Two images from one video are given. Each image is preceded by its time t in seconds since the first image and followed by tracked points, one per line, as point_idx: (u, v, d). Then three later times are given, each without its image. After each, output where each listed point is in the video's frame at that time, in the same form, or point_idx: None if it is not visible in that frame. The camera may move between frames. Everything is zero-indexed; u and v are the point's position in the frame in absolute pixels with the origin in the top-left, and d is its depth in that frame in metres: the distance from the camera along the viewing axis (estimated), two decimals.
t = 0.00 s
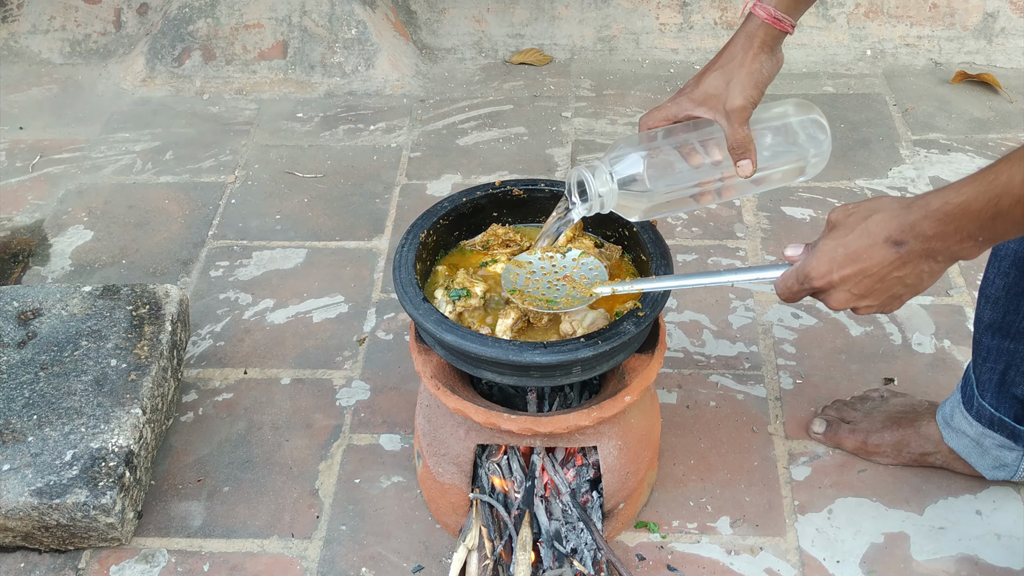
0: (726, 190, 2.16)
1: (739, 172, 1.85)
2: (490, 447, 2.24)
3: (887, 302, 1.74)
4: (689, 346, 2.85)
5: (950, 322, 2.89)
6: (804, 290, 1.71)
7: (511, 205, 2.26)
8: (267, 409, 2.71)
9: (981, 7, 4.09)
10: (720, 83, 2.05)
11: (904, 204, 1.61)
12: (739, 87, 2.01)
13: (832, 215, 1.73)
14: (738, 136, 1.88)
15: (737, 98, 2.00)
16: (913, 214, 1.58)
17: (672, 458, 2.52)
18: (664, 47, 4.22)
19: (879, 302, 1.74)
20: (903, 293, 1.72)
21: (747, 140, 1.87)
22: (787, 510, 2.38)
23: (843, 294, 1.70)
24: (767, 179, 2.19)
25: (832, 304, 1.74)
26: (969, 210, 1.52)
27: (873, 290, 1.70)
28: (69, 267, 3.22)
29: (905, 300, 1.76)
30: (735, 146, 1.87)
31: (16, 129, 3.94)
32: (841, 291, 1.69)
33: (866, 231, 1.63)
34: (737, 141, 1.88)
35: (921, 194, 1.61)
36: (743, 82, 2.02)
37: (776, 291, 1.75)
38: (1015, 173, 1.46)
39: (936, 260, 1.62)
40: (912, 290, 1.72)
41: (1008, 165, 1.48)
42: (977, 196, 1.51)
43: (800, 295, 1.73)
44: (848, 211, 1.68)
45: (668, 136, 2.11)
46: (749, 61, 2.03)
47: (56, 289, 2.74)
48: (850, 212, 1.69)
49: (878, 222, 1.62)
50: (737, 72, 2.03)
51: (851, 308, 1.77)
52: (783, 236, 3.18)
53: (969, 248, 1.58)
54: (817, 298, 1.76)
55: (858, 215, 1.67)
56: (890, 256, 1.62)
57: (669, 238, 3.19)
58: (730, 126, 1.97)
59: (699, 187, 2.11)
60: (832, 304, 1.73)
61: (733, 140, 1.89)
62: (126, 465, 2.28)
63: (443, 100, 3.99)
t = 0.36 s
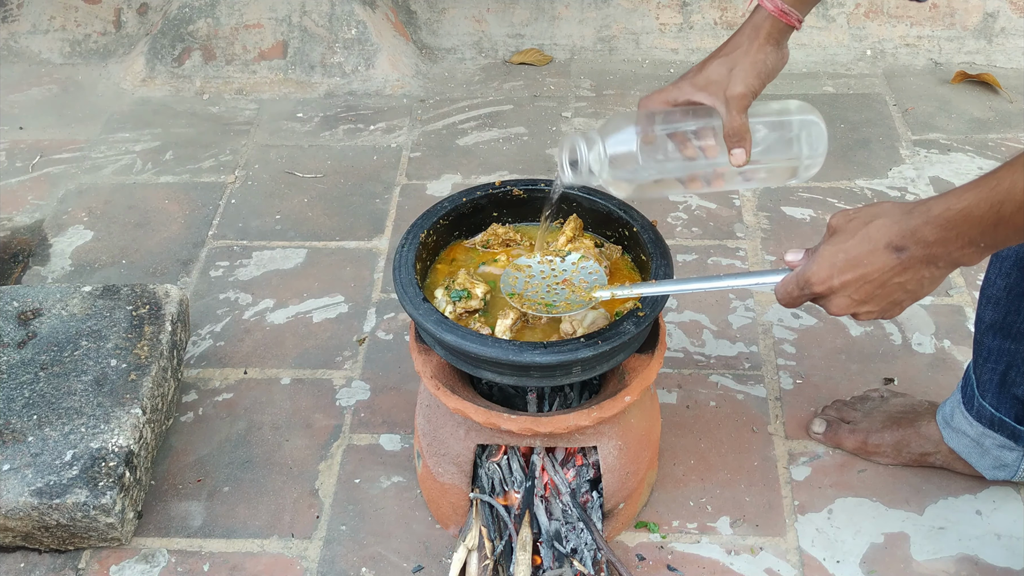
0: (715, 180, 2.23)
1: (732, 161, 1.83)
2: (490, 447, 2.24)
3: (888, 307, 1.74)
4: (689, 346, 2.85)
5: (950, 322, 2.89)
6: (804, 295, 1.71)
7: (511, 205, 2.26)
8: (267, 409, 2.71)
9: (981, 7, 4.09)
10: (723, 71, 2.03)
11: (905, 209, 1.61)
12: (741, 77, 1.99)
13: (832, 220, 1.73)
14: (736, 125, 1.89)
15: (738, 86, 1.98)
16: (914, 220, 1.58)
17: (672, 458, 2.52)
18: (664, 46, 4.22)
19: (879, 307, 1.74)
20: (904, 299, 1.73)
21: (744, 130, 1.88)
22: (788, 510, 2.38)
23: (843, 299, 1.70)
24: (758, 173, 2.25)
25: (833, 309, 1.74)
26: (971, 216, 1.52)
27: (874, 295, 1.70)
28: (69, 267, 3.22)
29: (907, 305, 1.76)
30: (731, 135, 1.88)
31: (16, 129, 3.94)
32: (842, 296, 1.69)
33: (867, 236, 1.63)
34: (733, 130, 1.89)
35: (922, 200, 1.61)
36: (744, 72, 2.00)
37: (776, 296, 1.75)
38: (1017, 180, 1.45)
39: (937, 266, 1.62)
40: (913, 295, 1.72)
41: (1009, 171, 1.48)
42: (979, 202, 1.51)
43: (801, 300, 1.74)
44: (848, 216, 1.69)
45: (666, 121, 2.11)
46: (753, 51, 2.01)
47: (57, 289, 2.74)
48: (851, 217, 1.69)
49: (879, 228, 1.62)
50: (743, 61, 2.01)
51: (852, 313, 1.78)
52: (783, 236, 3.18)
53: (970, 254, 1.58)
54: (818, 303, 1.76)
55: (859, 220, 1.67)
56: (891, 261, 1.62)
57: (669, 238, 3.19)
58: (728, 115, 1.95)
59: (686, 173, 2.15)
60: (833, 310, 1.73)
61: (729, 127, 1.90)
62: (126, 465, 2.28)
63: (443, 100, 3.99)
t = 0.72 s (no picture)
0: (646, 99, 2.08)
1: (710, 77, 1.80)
2: (490, 447, 2.24)
3: (886, 312, 1.74)
4: (689, 346, 2.85)
5: (950, 322, 2.89)
6: (802, 298, 1.70)
7: (511, 205, 2.26)
8: (267, 409, 2.72)
9: (981, 7, 4.09)
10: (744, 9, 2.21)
11: (905, 214, 1.62)
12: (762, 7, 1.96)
13: (832, 224, 1.74)
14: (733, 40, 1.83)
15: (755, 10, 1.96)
16: (914, 224, 1.59)
17: (672, 458, 2.52)
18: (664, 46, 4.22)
19: (877, 311, 1.73)
20: (902, 303, 1.73)
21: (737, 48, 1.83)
22: (788, 510, 2.38)
23: (842, 303, 1.69)
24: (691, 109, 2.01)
25: (830, 313, 1.74)
26: (971, 221, 1.52)
27: (873, 300, 1.70)
28: (69, 267, 3.22)
29: (904, 310, 1.76)
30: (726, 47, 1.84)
31: (16, 129, 3.94)
32: (840, 300, 1.69)
33: (867, 240, 1.63)
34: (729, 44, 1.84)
35: (922, 205, 1.61)
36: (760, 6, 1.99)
37: (775, 298, 1.74)
38: (1018, 186, 1.46)
39: (935, 271, 1.62)
40: (911, 300, 1.72)
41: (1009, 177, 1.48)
42: (979, 208, 1.51)
43: (798, 304, 1.73)
44: (848, 220, 1.69)
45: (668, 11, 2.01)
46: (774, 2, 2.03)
47: (57, 289, 2.74)
48: (851, 221, 1.69)
49: (879, 232, 1.62)
50: None
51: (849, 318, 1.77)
52: (783, 236, 3.18)
53: (969, 260, 1.58)
54: (816, 306, 1.75)
55: (859, 224, 1.67)
56: (890, 265, 1.62)
57: (669, 238, 3.19)
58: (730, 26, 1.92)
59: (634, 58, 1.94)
60: (831, 313, 1.72)
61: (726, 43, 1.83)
62: (126, 465, 2.28)
63: (443, 100, 3.99)
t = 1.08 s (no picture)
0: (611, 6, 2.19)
1: None
2: (490, 447, 2.24)
3: (883, 307, 1.75)
4: (689, 346, 2.85)
5: (950, 323, 2.89)
6: (800, 291, 1.70)
7: (511, 205, 2.26)
8: (267, 409, 2.71)
9: (981, 7, 4.09)
10: None
11: (904, 210, 1.61)
12: None
13: (832, 218, 1.73)
14: None
15: None
16: (913, 220, 1.58)
17: (672, 458, 2.52)
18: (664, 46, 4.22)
19: (875, 306, 1.74)
20: (899, 299, 1.73)
21: None
22: (788, 510, 2.38)
23: (839, 297, 1.70)
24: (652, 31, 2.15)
25: (828, 307, 1.74)
26: (969, 219, 1.52)
27: (870, 295, 1.70)
28: (69, 267, 3.22)
29: (901, 305, 1.76)
30: None
31: (16, 129, 3.94)
32: (837, 294, 1.69)
33: (865, 235, 1.63)
34: None
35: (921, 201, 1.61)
36: None
37: (774, 291, 1.74)
38: (1017, 185, 1.46)
39: (933, 267, 1.62)
40: (908, 295, 1.72)
41: (1009, 175, 1.48)
42: (977, 206, 1.51)
43: (796, 296, 1.73)
44: (847, 215, 1.69)
45: None
46: None
47: (57, 289, 2.74)
48: (850, 215, 1.69)
49: (877, 227, 1.62)
50: None
51: (846, 312, 1.78)
52: (783, 236, 3.18)
53: (966, 257, 1.58)
54: (813, 300, 1.75)
55: (858, 219, 1.67)
56: (888, 261, 1.62)
57: (669, 238, 3.19)
58: None
59: None
60: (828, 307, 1.73)
61: None
62: (126, 465, 2.28)
63: (443, 100, 3.99)
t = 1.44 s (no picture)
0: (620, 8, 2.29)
1: None
2: (490, 447, 2.24)
3: (888, 305, 1.74)
4: (689, 346, 2.85)
5: (950, 323, 2.89)
6: (805, 290, 1.70)
7: (511, 205, 2.26)
8: (266, 409, 2.71)
9: (981, 7, 4.09)
10: None
11: (909, 208, 1.61)
12: None
13: (836, 217, 1.73)
14: None
15: None
16: (918, 219, 1.58)
17: (672, 458, 2.52)
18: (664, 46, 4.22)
19: (879, 305, 1.74)
20: (905, 297, 1.73)
21: None
22: (788, 510, 2.38)
23: (844, 296, 1.70)
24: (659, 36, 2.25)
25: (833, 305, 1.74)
26: (975, 217, 1.52)
27: (875, 293, 1.70)
28: (69, 267, 3.22)
29: (906, 303, 1.76)
30: None
31: (16, 129, 3.94)
32: (842, 292, 1.69)
33: (870, 233, 1.63)
34: None
35: (927, 199, 1.61)
36: None
37: (778, 289, 1.74)
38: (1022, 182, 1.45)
39: (939, 265, 1.62)
40: (913, 293, 1.72)
41: (1014, 173, 1.48)
42: (983, 204, 1.51)
43: (801, 295, 1.73)
44: (852, 213, 1.69)
45: None
46: None
47: (57, 289, 2.74)
48: (855, 214, 1.69)
49: (882, 225, 1.62)
50: None
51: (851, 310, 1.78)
52: (783, 236, 3.18)
53: (972, 255, 1.58)
54: (818, 298, 1.76)
55: (863, 217, 1.67)
56: (893, 259, 1.62)
57: (669, 238, 3.19)
58: None
59: None
60: (833, 305, 1.73)
61: None
62: (126, 465, 2.28)
63: (443, 100, 3.99)
